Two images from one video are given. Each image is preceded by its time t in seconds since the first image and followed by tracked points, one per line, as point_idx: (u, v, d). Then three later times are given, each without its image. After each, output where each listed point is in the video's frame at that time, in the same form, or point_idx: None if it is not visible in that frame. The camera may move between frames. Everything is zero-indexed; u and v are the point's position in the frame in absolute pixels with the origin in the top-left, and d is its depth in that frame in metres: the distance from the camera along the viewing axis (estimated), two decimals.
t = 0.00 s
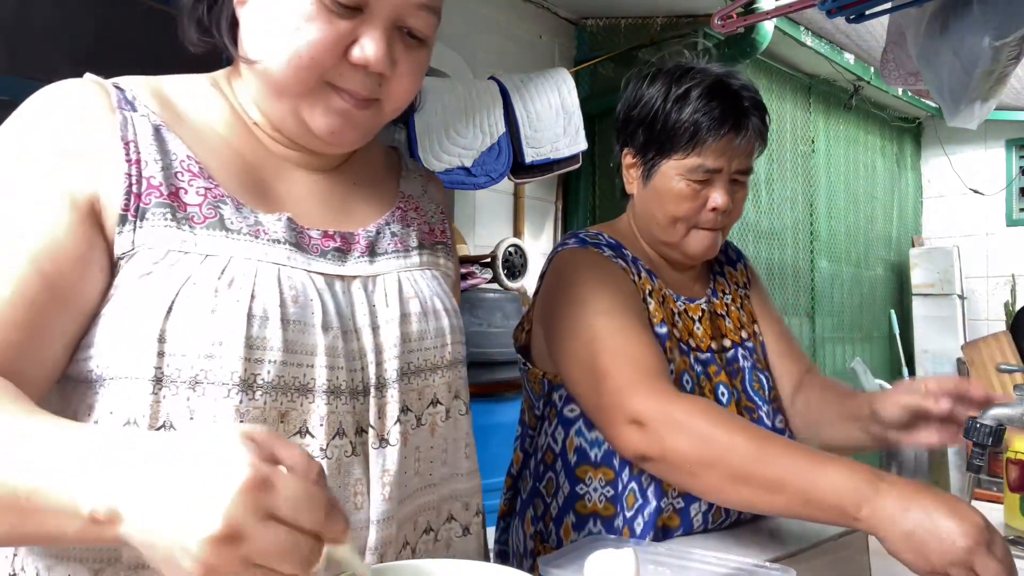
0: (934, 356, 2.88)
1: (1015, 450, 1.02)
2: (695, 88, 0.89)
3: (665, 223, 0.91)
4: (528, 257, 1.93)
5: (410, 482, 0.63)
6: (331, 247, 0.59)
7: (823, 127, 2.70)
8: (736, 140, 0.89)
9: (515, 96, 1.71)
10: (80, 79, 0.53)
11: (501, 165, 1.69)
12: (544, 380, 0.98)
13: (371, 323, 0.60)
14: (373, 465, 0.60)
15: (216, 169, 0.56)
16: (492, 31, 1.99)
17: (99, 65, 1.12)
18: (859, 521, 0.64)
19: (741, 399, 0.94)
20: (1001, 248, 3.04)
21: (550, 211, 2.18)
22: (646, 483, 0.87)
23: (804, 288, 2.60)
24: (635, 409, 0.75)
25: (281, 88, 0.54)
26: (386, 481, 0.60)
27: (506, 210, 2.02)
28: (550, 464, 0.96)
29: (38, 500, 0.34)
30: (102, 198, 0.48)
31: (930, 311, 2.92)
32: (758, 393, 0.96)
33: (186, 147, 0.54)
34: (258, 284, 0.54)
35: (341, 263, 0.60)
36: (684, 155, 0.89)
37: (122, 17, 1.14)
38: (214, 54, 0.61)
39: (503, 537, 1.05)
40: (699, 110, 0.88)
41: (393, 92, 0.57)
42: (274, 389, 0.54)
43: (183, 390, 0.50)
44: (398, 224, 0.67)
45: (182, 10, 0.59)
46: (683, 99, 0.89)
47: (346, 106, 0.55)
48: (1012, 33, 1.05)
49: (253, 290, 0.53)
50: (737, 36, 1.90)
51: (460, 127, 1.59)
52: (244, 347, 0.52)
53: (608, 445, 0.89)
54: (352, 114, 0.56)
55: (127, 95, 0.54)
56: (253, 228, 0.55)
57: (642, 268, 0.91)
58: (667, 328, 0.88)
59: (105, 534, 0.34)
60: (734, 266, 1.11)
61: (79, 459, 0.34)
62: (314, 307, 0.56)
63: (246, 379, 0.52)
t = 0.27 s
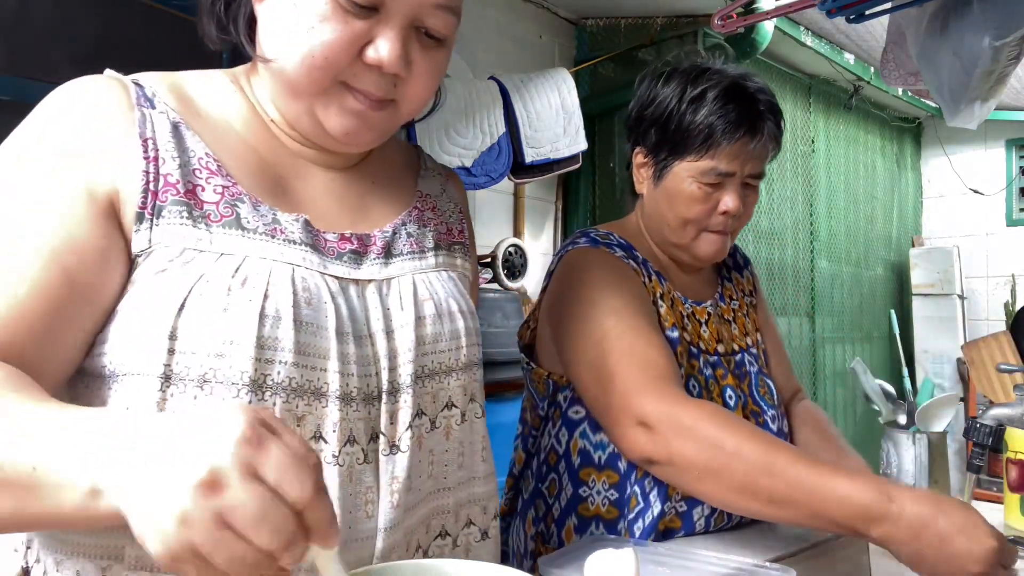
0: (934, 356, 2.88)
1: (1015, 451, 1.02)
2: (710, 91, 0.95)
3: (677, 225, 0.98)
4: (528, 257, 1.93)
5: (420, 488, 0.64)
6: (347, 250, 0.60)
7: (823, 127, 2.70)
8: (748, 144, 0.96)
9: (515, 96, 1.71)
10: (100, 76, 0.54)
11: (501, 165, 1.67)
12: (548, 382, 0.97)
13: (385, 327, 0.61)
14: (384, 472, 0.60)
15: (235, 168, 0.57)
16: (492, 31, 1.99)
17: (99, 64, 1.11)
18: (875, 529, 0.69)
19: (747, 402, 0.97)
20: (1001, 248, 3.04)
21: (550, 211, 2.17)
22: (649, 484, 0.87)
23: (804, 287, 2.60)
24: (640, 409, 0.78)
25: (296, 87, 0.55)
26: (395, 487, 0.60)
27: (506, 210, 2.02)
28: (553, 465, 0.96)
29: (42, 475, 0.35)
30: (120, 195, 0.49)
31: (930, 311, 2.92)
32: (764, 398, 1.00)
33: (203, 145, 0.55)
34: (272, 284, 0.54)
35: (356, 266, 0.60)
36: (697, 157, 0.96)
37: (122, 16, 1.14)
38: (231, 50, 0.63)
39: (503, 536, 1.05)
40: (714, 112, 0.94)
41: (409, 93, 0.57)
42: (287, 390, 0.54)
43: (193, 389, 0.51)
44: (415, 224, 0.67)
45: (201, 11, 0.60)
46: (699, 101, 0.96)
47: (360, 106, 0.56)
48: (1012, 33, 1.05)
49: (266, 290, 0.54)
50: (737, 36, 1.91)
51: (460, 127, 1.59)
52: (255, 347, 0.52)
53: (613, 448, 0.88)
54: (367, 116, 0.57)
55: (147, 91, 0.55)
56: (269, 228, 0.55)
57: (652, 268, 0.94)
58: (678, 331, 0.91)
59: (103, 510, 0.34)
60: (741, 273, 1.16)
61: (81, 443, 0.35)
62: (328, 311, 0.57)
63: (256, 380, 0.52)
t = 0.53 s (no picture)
0: (934, 356, 2.88)
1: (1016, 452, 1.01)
2: (723, 93, 0.96)
3: (685, 225, 0.99)
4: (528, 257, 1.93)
5: (432, 493, 0.64)
6: (361, 255, 0.60)
7: (823, 127, 2.70)
8: (760, 147, 0.97)
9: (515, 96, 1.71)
10: (113, 72, 0.54)
11: (501, 165, 1.67)
12: (553, 378, 0.98)
13: (398, 334, 0.61)
14: (394, 481, 0.60)
15: (249, 170, 0.57)
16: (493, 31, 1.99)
17: (101, 65, 1.11)
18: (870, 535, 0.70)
19: (749, 404, 0.97)
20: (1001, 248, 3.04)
21: (550, 211, 2.17)
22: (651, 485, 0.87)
23: (804, 287, 2.60)
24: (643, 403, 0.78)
25: (311, 90, 0.55)
26: (405, 497, 0.60)
27: (506, 210, 2.01)
28: (555, 463, 0.96)
29: (40, 480, 0.35)
30: (131, 197, 0.49)
31: (930, 311, 2.91)
32: (766, 400, 1.00)
33: (218, 146, 0.55)
34: (286, 290, 0.54)
35: (369, 271, 0.60)
36: (709, 158, 0.96)
37: (123, 17, 1.13)
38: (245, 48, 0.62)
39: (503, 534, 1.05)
40: (727, 114, 0.95)
41: (424, 100, 0.57)
42: (301, 398, 0.54)
43: (205, 394, 0.50)
44: (427, 229, 0.67)
45: (218, 9, 0.60)
46: (712, 102, 0.96)
47: (375, 113, 0.56)
48: (1013, 33, 1.05)
49: (281, 296, 0.54)
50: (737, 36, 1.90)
51: (460, 127, 1.56)
52: (269, 354, 0.52)
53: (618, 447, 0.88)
54: (382, 123, 0.57)
55: (162, 88, 0.55)
56: (284, 232, 0.55)
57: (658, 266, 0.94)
58: (682, 331, 0.91)
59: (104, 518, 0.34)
60: (743, 278, 1.16)
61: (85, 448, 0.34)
62: (342, 319, 0.57)
63: (269, 387, 0.52)
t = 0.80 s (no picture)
0: (934, 356, 2.88)
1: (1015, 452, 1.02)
2: (722, 92, 0.96)
3: (685, 225, 0.99)
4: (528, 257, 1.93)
5: (436, 495, 0.64)
6: (366, 256, 0.60)
7: (823, 127, 2.70)
8: (758, 147, 0.97)
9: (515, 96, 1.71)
10: (117, 71, 0.54)
11: (501, 164, 1.67)
12: (550, 378, 0.98)
13: (404, 336, 0.61)
14: (398, 485, 0.60)
15: (253, 169, 0.57)
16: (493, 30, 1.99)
17: (100, 65, 1.11)
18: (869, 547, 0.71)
19: (748, 404, 0.98)
20: (1001, 248, 3.04)
21: (550, 211, 2.17)
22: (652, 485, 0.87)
23: (804, 287, 2.60)
24: (642, 415, 0.79)
25: (314, 90, 0.55)
26: (408, 500, 0.60)
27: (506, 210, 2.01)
28: (554, 464, 0.95)
29: (48, 495, 0.34)
30: (135, 197, 0.49)
31: (930, 311, 2.91)
32: (766, 400, 1.00)
33: (223, 146, 0.55)
34: (292, 292, 0.54)
35: (375, 272, 0.60)
36: (707, 158, 0.96)
37: (122, 16, 1.13)
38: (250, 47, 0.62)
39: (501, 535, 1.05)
40: (725, 113, 0.95)
41: (427, 100, 0.57)
42: (305, 400, 0.54)
43: (208, 396, 0.50)
44: (432, 229, 0.67)
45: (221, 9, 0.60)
46: (710, 101, 0.96)
47: (377, 113, 0.56)
48: (1013, 33, 1.05)
49: (287, 298, 0.54)
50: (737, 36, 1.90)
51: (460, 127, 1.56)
52: (274, 356, 0.52)
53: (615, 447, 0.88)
54: (385, 122, 0.56)
55: (166, 87, 0.55)
56: (289, 233, 0.55)
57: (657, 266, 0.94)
58: (681, 330, 0.91)
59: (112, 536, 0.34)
60: (743, 278, 1.16)
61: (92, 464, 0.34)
62: (348, 322, 0.57)
63: (274, 390, 0.52)
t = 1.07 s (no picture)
0: (934, 356, 2.88)
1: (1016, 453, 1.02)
2: (719, 92, 0.97)
3: (683, 224, 0.99)
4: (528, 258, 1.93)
5: (439, 498, 0.63)
6: (368, 258, 0.60)
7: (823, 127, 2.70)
8: (755, 146, 0.97)
9: (515, 96, 1.71)
10: (118, 73, 0.54)
11: (501, 164, 1.67)
12: (547, 377, 0.98)
13: (405, 338, 0.61)
14: (399, 489, 0.60)
15: (254, 171, 0.57)
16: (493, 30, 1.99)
17: (100, 65, 1.11)
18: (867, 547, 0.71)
19: (747, 403, 0.98)
20: (1001, 248, 3.03)
21: (550, 211, 2.17)
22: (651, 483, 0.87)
23: (804, 287, 2.60)
24: (638, 416, 0.79)
25: (314, 91, 0.55)
26: (409, 503, 0.60)
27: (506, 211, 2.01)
28: (552, 462, 0.96)
29: (33, 497, 0.35)
30: (135, 201, 0.49)
31: (930, 311, 2.91)
32: (764, 399, 1.00)
33: (223, 148, 0.55)
34: (293, 295, 0.54)
35: (376, 274, 0.60)
36: (705, 157, 0.96)
37: (122, 17, 1.13)
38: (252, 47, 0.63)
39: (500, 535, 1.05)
40: (722, 113, 0.95)
41: (426, 101, 0.57)
42: (305, 403, 0.54)
43: (208, 399, 0.50)
44: (434, 230, 0.67)
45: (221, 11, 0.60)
46: (707, 101, 0.97)
47: (375, 114, 0.56)
48: (1013, 33, 1.05)
49: (287, 301, 0.54)
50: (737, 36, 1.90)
51: (460, 127, 1.56)
52: (274, 359, 0.52)
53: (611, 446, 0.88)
54: (384, 124, 0.56)
55: (166, 89, 0.55)
56: (290, 235, 0.55)
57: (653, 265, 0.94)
58: (679, 329, 0.91)
59: (93, 537, 0.34)
60: (742, 278, 1.17)
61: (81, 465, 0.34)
62: (349, 324, 0.56)
63: (274, 393, 0.52)
